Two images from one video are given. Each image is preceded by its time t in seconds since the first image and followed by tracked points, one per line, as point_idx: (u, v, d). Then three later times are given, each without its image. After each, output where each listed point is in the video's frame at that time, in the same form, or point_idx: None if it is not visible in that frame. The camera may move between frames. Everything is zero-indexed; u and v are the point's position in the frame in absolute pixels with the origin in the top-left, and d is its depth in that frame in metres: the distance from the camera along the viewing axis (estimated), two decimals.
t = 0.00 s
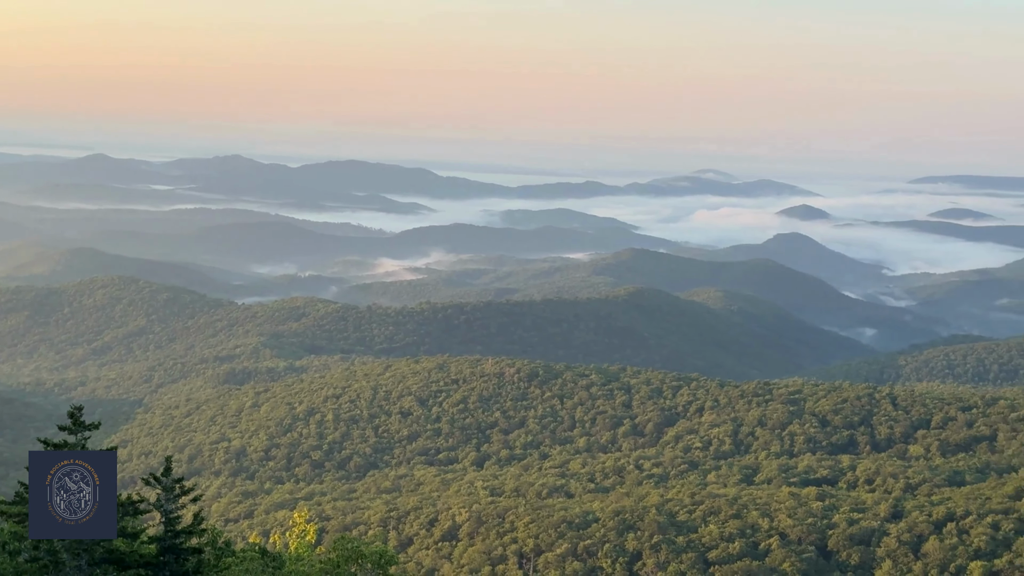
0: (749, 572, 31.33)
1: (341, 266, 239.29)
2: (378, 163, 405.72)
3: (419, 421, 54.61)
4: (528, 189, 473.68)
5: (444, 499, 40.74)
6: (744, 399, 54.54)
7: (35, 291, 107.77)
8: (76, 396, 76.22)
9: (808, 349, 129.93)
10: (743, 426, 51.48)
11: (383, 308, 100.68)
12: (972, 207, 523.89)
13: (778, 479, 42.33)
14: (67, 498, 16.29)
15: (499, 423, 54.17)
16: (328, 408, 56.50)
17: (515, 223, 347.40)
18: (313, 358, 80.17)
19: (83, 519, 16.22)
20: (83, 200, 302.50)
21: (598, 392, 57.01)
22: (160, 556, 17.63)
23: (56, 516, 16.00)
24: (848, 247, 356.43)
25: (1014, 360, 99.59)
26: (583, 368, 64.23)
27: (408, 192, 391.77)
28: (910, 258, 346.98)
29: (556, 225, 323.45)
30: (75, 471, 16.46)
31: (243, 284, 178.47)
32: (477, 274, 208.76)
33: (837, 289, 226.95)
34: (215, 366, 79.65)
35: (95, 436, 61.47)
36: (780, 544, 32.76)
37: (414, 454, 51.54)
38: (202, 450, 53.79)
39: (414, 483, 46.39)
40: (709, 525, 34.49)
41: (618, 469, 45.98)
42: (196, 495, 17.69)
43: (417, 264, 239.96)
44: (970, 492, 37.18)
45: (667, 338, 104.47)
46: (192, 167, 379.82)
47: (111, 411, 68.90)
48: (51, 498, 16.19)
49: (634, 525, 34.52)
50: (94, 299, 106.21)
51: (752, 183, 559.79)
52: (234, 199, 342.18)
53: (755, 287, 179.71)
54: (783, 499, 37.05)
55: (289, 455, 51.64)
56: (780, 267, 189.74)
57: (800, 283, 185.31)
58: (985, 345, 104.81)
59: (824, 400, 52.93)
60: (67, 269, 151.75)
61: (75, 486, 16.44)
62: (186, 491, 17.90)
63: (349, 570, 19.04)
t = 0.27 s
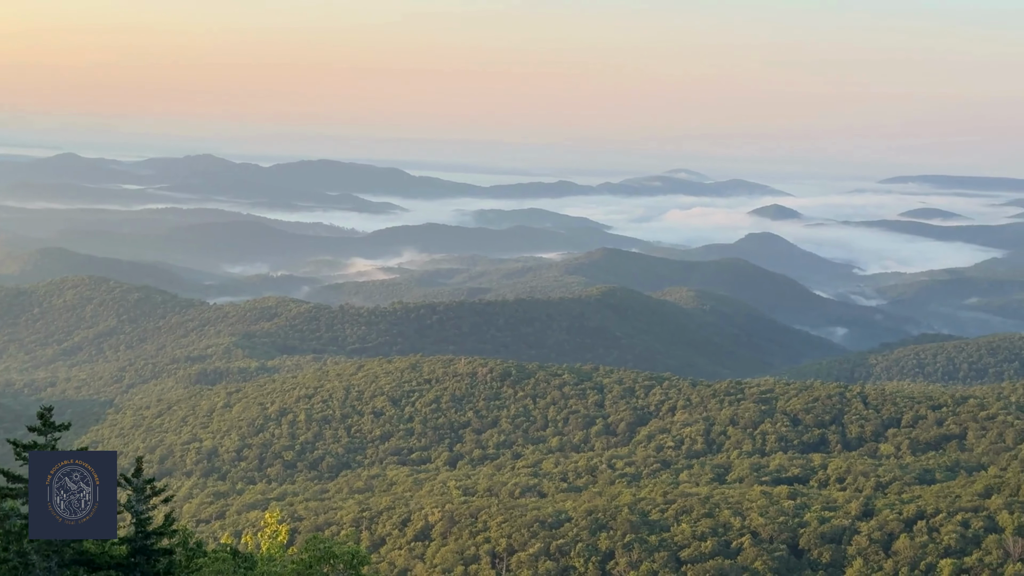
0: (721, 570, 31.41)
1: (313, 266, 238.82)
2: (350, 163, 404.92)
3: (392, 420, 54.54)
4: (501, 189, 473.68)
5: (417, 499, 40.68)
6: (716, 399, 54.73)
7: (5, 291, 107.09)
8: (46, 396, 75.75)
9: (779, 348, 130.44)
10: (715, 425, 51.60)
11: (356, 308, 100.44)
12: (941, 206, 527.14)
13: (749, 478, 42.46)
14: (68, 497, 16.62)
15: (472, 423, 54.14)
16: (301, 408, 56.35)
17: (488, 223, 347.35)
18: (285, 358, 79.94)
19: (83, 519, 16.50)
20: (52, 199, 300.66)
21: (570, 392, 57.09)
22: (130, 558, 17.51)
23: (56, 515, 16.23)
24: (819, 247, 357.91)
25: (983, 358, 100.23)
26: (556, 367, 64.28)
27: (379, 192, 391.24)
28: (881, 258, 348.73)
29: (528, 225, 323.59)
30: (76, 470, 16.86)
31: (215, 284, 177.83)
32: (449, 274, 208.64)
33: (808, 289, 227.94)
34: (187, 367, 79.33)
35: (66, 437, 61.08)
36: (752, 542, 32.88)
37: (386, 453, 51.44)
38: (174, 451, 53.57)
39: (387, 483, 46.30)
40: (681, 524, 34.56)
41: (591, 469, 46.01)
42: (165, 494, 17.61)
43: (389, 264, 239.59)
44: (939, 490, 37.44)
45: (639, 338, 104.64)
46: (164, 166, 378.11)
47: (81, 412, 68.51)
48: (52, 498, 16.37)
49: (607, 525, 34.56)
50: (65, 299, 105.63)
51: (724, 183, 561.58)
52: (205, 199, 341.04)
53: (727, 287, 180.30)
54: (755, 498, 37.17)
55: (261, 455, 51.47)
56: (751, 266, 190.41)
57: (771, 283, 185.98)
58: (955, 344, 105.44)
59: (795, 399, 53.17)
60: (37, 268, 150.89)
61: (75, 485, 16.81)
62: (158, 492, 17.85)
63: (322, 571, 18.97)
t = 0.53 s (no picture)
0: (694, 569, 31.48)
1: (285, 266, 238.44)
2: (322, 163, 404.32)
3: (365, 421, 54.48)
4: (474, 189, 473.71)
5: (390, 500, 40.64)
6: (688, 399, 54.92)
7: None
8: (16, 397, 75.34)
9: (751, 348, 130.90)
10: (688, 425, 51.73)
11: (329, 309, 100.21)
12: (912, 207, 530.15)
13: (722, 478, 42.56)
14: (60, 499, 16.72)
15: (445, 424, 54.10)
16: (273, 409, 56.22)
17: (461, 224, 347.26)
18: (258, 359, 79.73)
19: (84, 519, 16.83)
20: (22, 199, 298.95)
21: (544, 392, 57.16)
22: (102, 560, 17.36)
23: (56, 514, 16.48)
24: (791, 247, 359.37)
25: (954, 359, 100.90)
26: (529, 368, 64.35)
27: (352, 193, 390.79)
28: (852, 258, 350.49)
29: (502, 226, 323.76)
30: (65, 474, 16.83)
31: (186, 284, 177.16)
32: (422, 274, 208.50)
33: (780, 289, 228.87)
34: (159, 367, 79.04)
35: (36, 439, 60.75)
36: (725, 541, 32.99)
37: (360, 454, 51.37)
38: (146, 452, 53.32)
39: (360, 483, 46.24)
40: (654, 524, 34.63)
41: (564, 469, 46.06)
42: (139, 496, 17.54)
43: (362, 264, 239.28)
44: (910, 489, 37.66)
45: (612, 337, 104.83)
46: (135, 165, 376.51)
47: (52, 413, 68.16)
48: (51, 497, 16.56)
49: (580, 525, 34.61)
50: (35, 300, 105.12)
51: (697, 184, 563.29)
52: (177, 199, 339.91)
53: (699, 287, 180.88)
54: (727, 497, 37.31)
55: (234, 456, 51.33)
56: (723, 267, 191.10)
57: (743, 283, 186.62)
58: (926, 344, 106.07)
59: (768, 399, 53.38)
60: (7, 268, 150.07)
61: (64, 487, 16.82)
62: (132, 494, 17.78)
63: (294, 572, 18.91)
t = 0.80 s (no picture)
0: (667, 569, 31.52)
1: (257, 266, 237.89)
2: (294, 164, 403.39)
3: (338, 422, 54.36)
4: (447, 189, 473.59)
5: (363, 501, 40.54)
6: (661, 399, 55.08)
7: None
8: None
9: (724, 348, 131.36)
10: (660, 426, 51.85)
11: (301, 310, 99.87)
12: (883, 208, 533.13)
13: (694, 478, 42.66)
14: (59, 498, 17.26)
15: (417, 425, 54.02)
16: (245, 410, 56.00)
17: (434, 224, 347.05)
18: (230, 360, 79.44)
19: (83, 519, 17.30)
20: None
21: (517, 393, 57.18)
22: (73, 560, 17.22)
23: (56, 515, 17.05)
24: (763, 248, 360.69)
25: (924, 360, 101.55)
26: (501, 369, 64.39)
27: (324, 193, 390.05)
28: (823, 259, 352.20)
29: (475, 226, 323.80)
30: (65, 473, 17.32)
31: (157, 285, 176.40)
32: (395, 275, 208.32)
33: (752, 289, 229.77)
34: (130, 368, 78.68)
35: (6, 441, 60.35)
36: (697, 541, 33.07)
37: (332, 455, 51.25)
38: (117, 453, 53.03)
39: (332, 485, 46.11)
40: (626, 524, 34.66)
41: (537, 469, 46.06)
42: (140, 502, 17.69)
43: (334, 265, 238.91)
44: (882, 488, 37.82)
45: (584, 338, 104.93)
46: (106, 165, 374.70)
47: (22, 415, 67.75)
48: (52, 497, 17.16)
49: (553, 525, 34.62)
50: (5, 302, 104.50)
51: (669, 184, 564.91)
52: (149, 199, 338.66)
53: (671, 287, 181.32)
54: (700, 497, 37.38)
55: (206, 458, 51.10)
56: (695, 267, 191.64)
57: (716, 283, 187.19)
58: (896, 344, 106.67)
59: (740, 399, 53.59)
60: None
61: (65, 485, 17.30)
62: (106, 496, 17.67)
63: (266, 573, 18.80)
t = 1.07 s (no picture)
0: (639, 570, 31.58)
1: (230, 267, 237.21)
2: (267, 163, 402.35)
3: (311, 423, 54.21)
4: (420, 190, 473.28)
5: (337, 502, 40.41)
6: (633, 399, 55.27)
7: None
8: None
9: (696, 348, 131.79)
10: (634, 426, 51.97)
11: (274, 310, 99.55)
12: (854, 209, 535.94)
13: (667, 478, 42.77)
14: (67, 500, 18.48)
15: (391, 425, 53.95)
16: (218, 410, 55.81)
17: (407, 224, 346.68)
18: (202, 361, 79.15)
19: (82, 519, 18.19)
20: None
21: (490, 393, 57.21)
22: (41, 563, 17.12)
23: (56, 514, 18.05)
24: (735, 248, 361.96)
25: (895, 360, 102.17)
26: (475, 369, 64.46)
27: (297, 193, 389.17)
28: (795, 259, 353.76)
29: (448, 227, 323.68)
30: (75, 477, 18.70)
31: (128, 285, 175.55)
32: (368, 275, 208.07)
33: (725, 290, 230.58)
34: (101, 369, 78.27)
35: None
36: (671, 541, 33.14)
37: (305, 456, 51.10)
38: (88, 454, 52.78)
39: (305, 485, 45.98)
40: (599, 525, 34.70)
41: (511, 469, 46.07)
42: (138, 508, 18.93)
43: (307, 265, 238.38)
44: (853, 488, 38.00)
45: (557, 338, 105.08)
46: (77, 165, 372.77)
47: None
48: (52, 498, 18.37)
49: (526, 526, 34.63)
50: None
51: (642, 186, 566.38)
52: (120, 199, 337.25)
53: (644, 288, 181.74)
54: (672, 498, 37.48)
55: (177, 459, 50.92)
56: (668, 267, 192.10)
57: (689, 284, 187.70)
58: (867, 344, 107.26)
59: (713, 399, 53.77)
60: None
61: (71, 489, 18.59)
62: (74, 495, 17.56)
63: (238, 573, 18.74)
